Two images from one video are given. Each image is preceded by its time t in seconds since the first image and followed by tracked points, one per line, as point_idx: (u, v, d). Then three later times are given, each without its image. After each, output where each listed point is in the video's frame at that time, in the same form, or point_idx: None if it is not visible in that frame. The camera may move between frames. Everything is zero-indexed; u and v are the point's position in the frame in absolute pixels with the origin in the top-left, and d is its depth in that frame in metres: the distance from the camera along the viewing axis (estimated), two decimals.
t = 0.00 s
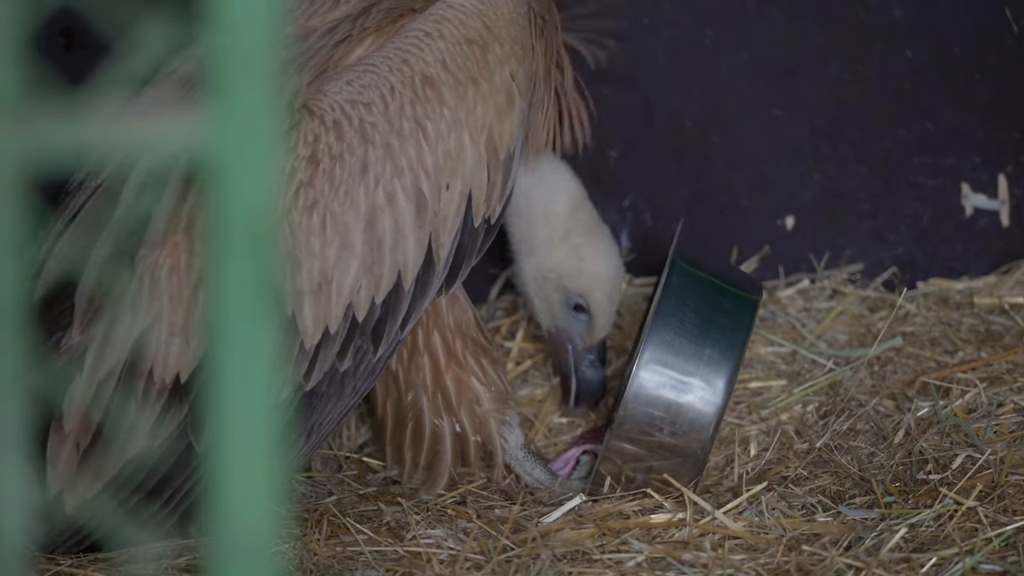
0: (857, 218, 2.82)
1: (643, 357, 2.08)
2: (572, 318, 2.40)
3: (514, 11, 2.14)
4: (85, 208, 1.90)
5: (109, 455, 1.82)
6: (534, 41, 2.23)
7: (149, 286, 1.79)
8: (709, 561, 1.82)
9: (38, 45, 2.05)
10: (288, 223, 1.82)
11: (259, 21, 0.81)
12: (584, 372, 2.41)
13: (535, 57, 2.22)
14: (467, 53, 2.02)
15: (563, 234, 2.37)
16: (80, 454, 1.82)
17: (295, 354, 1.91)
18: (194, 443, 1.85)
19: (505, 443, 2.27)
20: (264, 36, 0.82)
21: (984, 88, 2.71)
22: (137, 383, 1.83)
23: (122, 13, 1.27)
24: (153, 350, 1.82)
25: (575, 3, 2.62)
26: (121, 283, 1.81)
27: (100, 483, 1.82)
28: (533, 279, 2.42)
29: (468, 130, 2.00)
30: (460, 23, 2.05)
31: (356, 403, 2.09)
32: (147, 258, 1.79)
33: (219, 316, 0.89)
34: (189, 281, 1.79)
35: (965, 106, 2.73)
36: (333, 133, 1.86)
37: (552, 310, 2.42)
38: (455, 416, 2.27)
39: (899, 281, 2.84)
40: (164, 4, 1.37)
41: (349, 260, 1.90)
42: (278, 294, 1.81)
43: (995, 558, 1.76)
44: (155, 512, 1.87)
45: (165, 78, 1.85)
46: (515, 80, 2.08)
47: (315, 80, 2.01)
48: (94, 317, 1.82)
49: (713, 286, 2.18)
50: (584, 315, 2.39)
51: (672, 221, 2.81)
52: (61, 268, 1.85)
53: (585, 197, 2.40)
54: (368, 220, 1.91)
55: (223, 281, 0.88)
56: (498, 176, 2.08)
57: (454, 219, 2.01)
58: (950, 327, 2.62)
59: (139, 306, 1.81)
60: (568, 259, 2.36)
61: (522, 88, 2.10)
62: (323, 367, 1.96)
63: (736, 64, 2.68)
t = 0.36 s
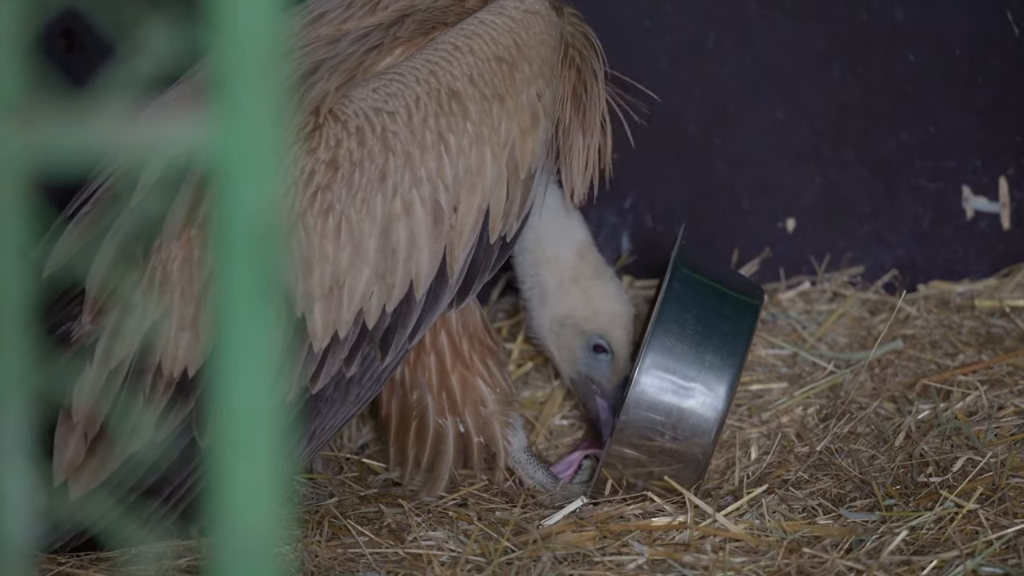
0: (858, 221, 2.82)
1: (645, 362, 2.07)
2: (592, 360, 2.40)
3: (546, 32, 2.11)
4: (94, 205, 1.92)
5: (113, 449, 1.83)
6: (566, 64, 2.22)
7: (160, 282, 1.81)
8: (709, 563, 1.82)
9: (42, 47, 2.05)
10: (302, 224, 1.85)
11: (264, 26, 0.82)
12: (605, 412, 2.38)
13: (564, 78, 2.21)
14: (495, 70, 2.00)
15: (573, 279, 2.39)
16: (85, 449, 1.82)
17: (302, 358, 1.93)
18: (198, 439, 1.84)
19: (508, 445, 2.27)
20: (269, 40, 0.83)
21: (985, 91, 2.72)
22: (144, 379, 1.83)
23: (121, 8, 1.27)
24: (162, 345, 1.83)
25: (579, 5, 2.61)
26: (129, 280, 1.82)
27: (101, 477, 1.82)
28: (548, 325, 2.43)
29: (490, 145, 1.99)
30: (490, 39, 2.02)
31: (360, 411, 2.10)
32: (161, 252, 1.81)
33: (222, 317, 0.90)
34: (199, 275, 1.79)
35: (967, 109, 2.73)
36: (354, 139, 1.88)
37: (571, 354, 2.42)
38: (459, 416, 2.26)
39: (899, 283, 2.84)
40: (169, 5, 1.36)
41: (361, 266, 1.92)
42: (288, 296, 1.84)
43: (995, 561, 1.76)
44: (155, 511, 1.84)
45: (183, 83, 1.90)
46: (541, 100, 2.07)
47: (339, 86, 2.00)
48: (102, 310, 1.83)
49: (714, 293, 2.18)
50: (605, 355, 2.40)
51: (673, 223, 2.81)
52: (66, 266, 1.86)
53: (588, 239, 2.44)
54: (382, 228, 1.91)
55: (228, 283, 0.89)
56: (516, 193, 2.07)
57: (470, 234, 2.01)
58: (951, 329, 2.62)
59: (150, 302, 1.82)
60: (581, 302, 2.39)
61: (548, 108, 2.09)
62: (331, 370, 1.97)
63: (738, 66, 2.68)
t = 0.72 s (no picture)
0: (860, 224, 2.82)
1: (645, 368, 2.08)
2: (616, 334, 2.41)
3: (547, 37, 2.11)
4: (95, 207, 1.92)
5: (113, 454, 1.81)
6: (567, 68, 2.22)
7: (160, 287, 1.80)
8: (710, 567, 1.82)
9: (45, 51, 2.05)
10: (302, 231, 1.84)
11: (269, 30, 0.83)
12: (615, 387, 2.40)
13: (565, 82, 2.20)
14: (496, 75, 2.01)
15: (611, 250, 2.41)
16: (85, 451, 1.81)
17: (302, 364, 1.92)
18: (199, 445, 1.84)
19: (508, 451, 2.26)
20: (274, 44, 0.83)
21: (986, 94, 2.72)
22: (144, 384, 1.83)
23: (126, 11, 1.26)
24: (161, 351, 1.82)
25: (580, 9, 2.62)
26: (129, 286, 1.82)
27: (101, 482, 1.81)
28: (580, 293, 2.43)
29: (491, 151, 2.00)
30: (492, 44, 2.03)
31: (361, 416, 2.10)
32: (160, 257, 1.80)
33: (225, 318, 0.90)
34: (200, 281, 1.79)
35: (969, 113, 2.73)
36: (354, 145, 1.88)
37: (597, 323, 2.42)
38: (460, 423, 2.26)
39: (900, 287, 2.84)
40: (171, 9, 1.36)
41: (362, 272, 1.91)
42: (288, 301, 1.83)
43: (996, 564, 1.76)
44: (156, 515, 1.85)
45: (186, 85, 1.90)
46: (542, 105, 2.07)
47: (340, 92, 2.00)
48: (102, 315, 1.83)
49: (715, 297, 2.18)
50: (629, 331, 2.40)
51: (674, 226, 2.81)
52: (65, 272, 1.88)
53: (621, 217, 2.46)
54: (383, 234, 1.91)
55: (230, 286, 0.89)
56: (517, 200, 2.08)
57: (470, 241, 2.02)
58: (952, 333, 2.62)
59: (149, 307, 1.81)
60: (618, 273, 2.40)
61: (549, 114, 2.09)
62: (331, 376, 1.97)
63: (739, 69, 2.68)
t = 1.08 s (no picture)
0: (859, 230, 2.82)
1: (644, 373, 2.07)
2: (583, 369, 2.37)
3: (545, 40, 2.11)
4: (94, 213, 1.92)
5: (112, 461, 1.82)
6: (564, 70, 2.22)
7: (159, 294, 1.80)
8: (709, 572, 1.81)
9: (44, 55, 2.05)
10: (301, 236, 1.84)
11: (266, 32, 0.82)
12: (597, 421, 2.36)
13: (562, 85, 2.19)
14: (494, 80, 2.00)
15: (573, 287, 2.38)
16: (84, 458, 1.81)
17: (301, 370, 1.92)
18: (198, 451, 1.84)
19: (508, 457, 2.27)
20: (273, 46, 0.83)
21: (986, 100, 2.72)
22: (143, 390, 1.83)
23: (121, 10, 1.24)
24: (161, 357, 1.82)
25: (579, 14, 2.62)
26: (129, 291, 1.81)
27: (100, 488, 1.81)
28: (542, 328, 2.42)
29: (489, 155, 1.99)
30: (490, 49, 2.02)
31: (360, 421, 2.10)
32: (159, 264, 1.80)
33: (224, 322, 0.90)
34: (199, 288, 1.78)
35: (969, 119, 2.73)
36: (353, 150, 1.88)
37: (562, 360, 2.39)
38: (459, 428, 2.26)
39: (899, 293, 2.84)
40: (171, 15, 1.36)
41: (361, 278, 1.91)
42: (287, 307, 1.83)
43: (995, 570, 1.76)
44: (156, 520, 1.86)
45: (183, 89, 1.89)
46: (540, 109, 2.06)
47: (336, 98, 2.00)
48: (101, 322, 1.82)
49: (714, 303, 2.18)
50: (596, 365, 2.36)
51: (674, 231, 2.81)
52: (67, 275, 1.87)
53: (597, 249, 2.44)
54: (382, 239, 1.91)
55: (228, 290, 0.89)
56: (516, 204, 2.07)
57: (470, 245, 2.01)
58: (951, 338, 2.62)
59: (149, 313, 1.81)
60: (572, 310, 2.37)
61: (547, 117, 2.09)
62: (331, 382, 1.97)
63: (739, 75, 2.68)
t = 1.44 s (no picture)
0: (860, 235, 2.83)
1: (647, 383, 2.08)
2: (595, 325, 2.41)
3: (538, 37, 2.12)
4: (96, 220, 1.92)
5: (113, 468, 1.81)
6: (558, 66, 2.22)
7: (159, 300, 1.81)
8: None
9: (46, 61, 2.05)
10: (300, 240, 1.84)
11: (268, 38, 0.82)
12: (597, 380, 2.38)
13: (557, 82, 2.21)
14: (489, 77, 2.01)
15: (596, 240, 2.40)
16: (86, 464, 1.81)
17: (303, 371, 1.92)
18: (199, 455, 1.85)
19: (508, 464, 2.26)
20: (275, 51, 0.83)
21: (987, 106, 2.72)
22: (145, 396, 1.83)
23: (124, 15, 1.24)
24: (161, 363, 1.83)
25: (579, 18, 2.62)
26: (129, 297, 1.82)
27: (102, 494, 1.81)
28: (560, 279, 2.44)
29: (486, 153, 2.00)
30: (484, 47, 2.03)
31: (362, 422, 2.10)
32: (159, 270, 1.81)
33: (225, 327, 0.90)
34: (199, 294, 1.79)
35: (969, 124, 2.74)
36: (350, 152, 1.88)
37: (576, 312, 2.43)
38: (458, 435, 2.27)
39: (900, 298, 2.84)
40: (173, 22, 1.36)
41: (360, 280, 1.91)
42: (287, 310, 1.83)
43: None
44: (157, 525, 1.86)
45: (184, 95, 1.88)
46: (536, 105, 2.07)
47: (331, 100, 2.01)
48: (102, 330, 1.82)
49: (718, 315, 2.19)
50: (608, 323, 2.41)
51: (675, 236, 2.81)
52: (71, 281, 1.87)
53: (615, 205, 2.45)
54: (381, 241, 1.91)
55: (229, 295, 0.89)
56: (514, 199, 2.08)
57: (468, 243, 2.02)
58: (952, 343, 2.62)
59: (149, 320, 1.81)
60: (597, 264, 2.40)
61: (542, 113, 2.09)
62: (331, 384, 1.97)
63: (740, 79, 2.68)
